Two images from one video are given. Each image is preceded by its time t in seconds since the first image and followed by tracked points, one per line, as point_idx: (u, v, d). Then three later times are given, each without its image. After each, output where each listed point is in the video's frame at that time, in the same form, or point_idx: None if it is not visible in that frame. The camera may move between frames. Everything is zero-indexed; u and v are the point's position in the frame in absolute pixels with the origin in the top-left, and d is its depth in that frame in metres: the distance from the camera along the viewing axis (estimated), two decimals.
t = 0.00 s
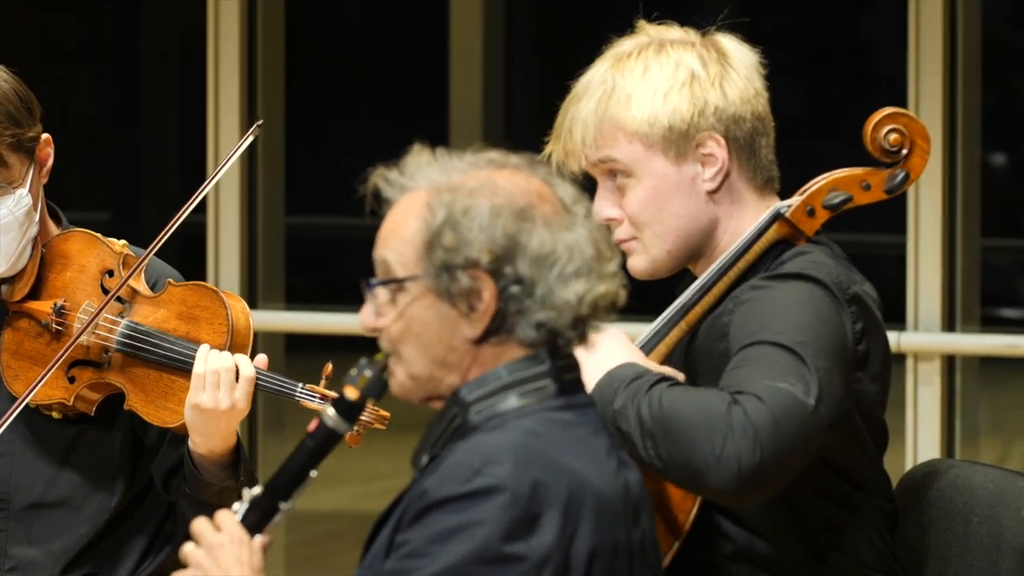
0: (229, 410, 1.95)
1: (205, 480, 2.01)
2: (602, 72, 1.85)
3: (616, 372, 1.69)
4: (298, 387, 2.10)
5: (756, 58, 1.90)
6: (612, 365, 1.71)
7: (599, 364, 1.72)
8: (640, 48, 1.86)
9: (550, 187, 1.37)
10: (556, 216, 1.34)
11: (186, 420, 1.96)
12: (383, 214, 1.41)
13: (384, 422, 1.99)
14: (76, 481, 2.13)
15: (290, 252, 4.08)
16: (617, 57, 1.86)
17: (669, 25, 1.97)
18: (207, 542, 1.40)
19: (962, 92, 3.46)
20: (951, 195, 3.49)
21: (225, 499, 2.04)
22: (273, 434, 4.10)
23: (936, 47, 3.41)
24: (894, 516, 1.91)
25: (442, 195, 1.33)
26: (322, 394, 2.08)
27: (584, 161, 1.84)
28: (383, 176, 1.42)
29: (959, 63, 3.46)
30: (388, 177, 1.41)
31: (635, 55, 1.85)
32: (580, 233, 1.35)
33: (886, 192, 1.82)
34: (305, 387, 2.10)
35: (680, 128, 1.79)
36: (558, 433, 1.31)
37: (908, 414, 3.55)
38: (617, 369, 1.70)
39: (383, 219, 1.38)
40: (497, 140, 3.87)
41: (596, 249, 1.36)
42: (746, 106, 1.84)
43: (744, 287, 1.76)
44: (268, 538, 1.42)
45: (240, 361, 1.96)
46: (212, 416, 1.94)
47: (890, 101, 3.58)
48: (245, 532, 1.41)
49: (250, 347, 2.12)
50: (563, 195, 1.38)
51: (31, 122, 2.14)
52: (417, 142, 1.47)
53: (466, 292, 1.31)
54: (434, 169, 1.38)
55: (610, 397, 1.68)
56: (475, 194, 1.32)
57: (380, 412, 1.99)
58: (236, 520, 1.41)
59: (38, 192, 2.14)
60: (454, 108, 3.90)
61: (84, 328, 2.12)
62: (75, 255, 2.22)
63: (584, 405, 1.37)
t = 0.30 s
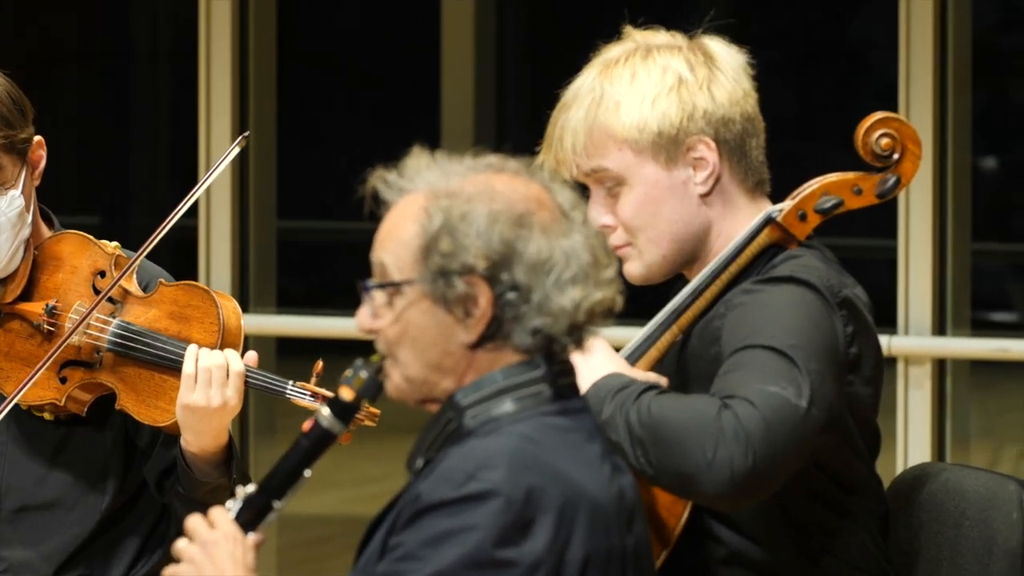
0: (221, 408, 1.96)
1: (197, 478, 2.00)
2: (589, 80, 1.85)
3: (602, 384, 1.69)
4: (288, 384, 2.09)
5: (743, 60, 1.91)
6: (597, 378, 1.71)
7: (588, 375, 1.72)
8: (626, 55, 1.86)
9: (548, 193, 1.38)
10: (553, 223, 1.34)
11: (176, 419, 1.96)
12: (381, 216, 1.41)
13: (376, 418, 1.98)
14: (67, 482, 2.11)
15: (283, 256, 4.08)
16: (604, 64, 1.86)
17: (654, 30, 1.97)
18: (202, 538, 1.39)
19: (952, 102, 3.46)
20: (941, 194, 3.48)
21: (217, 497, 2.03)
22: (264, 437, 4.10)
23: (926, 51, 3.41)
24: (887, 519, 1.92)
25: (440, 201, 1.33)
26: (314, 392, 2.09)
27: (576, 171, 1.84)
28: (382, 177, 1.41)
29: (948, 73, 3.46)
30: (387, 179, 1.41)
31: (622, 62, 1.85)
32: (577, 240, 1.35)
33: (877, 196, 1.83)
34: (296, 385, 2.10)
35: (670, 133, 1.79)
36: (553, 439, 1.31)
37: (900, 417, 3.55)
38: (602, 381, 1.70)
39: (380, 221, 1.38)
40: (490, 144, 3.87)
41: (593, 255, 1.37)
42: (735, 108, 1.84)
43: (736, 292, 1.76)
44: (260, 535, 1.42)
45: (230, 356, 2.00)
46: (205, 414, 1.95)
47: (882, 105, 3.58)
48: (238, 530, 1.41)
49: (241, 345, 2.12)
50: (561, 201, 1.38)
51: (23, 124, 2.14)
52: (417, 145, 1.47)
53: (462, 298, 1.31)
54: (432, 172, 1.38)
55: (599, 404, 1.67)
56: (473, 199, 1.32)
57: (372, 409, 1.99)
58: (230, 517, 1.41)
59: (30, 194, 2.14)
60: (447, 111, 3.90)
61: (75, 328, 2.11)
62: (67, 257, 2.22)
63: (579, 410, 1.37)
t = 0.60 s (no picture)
0: (211, 401, 1.95)
1: (190, 474, 2.00)
2: (577, 88, 1.85)
3: (596, 390, 1.68)
4: (276, 375, 2.08)
5: (731, 63, 1.91)
6: (590, 384, 1.70)
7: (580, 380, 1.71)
8: (613, 62, 1.87)
9: (541, 198, 1.37)
10: (545, 228, 1.34)
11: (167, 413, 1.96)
12: (374, 219, 1.40)
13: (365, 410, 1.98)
14: (59, 480, 2.10)
15: (272, 260, 4.08)
16: (592, 72, 1.86)
17: (641, 36, 1.97)
18: (192, 538, 1.39)
19: (941, 103, 3.48)
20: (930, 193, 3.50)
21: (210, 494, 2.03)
22: (253, 442, 4.10)
23: (915, 56, 3.43)
24: (878, 523, 1.92)
25: (432, 205, 1.33)
26: (301, 382, 2.06)
27: (567, 180, 1.84)
28: (374, 180, 1.41)
29: (938, 73, 3.48)
30: (380, 181, 1.40)
31: (609, 69, 1.85)
32: (569, 245, 1.35)
33: (867, 200, 1.83)
34: (283, 375, 2.08)
35: (660, 137, 1.80)
36: (544, 443, 1.30)
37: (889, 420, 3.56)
38: (594, 388, 1.69)
39: (373, 223, 1.38)
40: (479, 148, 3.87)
41: (585, 260, 1.36)
42: (724, 110, 1.84)
43: (726, 299, 1.76)
44: (250, 536, 1.41)
45: (218, 350, 1.99)
46: (194, 407, 1.95)
47: (872, 109, 3.59)
48: (229, 530, 1.40)
49: (230, 338, 2.12)
50: (554, 206, 1.38)
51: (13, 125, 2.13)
52: (411, 147, 1.47)
53: (453, 302, 1.31)
54: (424, 174, 1.38)
55: (592, 411, 1.68)
56: (465, 204, 1.32)
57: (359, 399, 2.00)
58: (221, 517, 1.41)
59: (20, 193, 2.13)
60: (436, 114, 3.89)
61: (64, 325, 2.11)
62: (56, 256, 2.22)
63: (571, 414, 1.36)
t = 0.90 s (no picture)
0: (198, 386, 1.96)
1: (182, 464, 1.98)
2: (568, 95, 1.85)
3: (591, 403, 1.71)
4: (264, 360, 2.10)
5: (722, 73, 1.91)
6: (586, 397, 1.72)
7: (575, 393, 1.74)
8: (604, 69, 1.87)
9: (532, 202, 1.37)
10: (536, 233, 1.33)
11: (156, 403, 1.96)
12: (365, 225, 1.40)
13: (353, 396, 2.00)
14: (50, 474, 2.10)
15: (264, 264, 4.07)
16: (583, 79, 1.86)
17: (632, 45, 1.97)
18: (184, 544, 1.38)
19: (933, 110, 3.48)
20: (922, 199, 3.50)
21: (203, 488, 2.01)
22: (245, 446, 4.09)
23: (908, 59, 3.42)
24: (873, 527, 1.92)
25: (423, 212, 1.32)
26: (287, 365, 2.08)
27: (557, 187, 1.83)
28: (365, 185, 1.40)
29: (929, 76, 3.48)
30: (371, 187, 1.40)
31: (600, 76, 1.85)
32: (560, 249, 1.34)
33: (861, 207, 1.84)
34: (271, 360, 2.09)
35: (650, 144, 1.79)
36: (537, 450, 1.30)
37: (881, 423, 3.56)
38: (589, 400, 1.71)
39: (364, 230, 1.38)
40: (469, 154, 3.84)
41: (576, 264, 1.36)
42: (715, 119, 1.84)
43: (718, 309, 1.76)
44: (243, 540, 1.41)
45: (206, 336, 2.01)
46: (181, 393, 1.95)
47: (863, 114, 3.59)
48: (220, 536, 1.39)
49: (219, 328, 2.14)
50: (545, 210, 1.38)
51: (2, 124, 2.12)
52: (401, 152, 1.46)
53: (445, 309, 1.30)
54: (415, 180, 1.37)
55: (587, 426, 1.70)
56: (455, 211, 1.31)
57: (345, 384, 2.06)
58: (213, 523, 1.40)
59: (11, 192, 2.11)
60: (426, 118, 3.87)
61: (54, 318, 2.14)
62: (48, 254, 2.22)
63: (563, 420, 1.36)
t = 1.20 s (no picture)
0: (186, 375, 1.94)
1: (175, 452, 1.98)
2: (563, 98, 1.85)
3: (587, 410, 1.70)
4: (252, 347, 2.08)
5: (717, 79, 1.91)
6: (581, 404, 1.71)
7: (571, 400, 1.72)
8: (600, 72, 1.86)
9: (520, 207, 1.36)
10: (523, 236, 1.33)
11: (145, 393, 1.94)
12: (352, 236, 1.40)
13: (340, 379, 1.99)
14: (42, 472, 2.09)
15: (257, 269, 4.06)
16: (578, 82, 1.86)
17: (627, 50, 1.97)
18: (182, 562, 1.37)
19: (927, 111, 3.47)
20: (916, 212, 3.50)
21: (196, 478, 2.00)
22: (238, 452, 4.08)
23: (901, 60, 3.43)
24: (869, 533, 1.92)
25: (408, 220, 1.32)
26: (274, 352, 2.06)
27: (552, 189, 1.83)
28: (351, 198, 1.40)
29: (923, 78, 3.47)
30: (357, 199, 1.40)
31: (596, 79, 1.85)
32: (548, 253, 1.33)
33: (855, 211, 1.83)
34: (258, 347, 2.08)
35: (646, 145, 1.79)
36: (530, 456, 1.29)
37: (875, 428, 3.56)
38: (585, 408, 1.70)
39: (352, 242, 1.37)
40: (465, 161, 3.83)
41: (565, 267, 1.35)
42: (711, 122, 1.84)
43: (711, 313, 1.76)
44: (242, 555, 1.41)
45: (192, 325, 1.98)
46: (167, 382, 1.93)
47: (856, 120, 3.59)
48: (219, 552, 1.39)
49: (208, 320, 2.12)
50: (532, 213, 1.37)
51: None
52: (387, 161, 1.46)
53: (434, 316, 1.30)
54: (401, 189, 1.37)
55: (582, 434, 1.68)
56: (440, 218, 1.31)
57: (333, 367, 2.03)
58: (211, 538, 1.39)
59: None
60: (420, 122, 3.84)
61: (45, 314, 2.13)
62: (40, 253, 2.23)
63: (557, 425, 1.35)
